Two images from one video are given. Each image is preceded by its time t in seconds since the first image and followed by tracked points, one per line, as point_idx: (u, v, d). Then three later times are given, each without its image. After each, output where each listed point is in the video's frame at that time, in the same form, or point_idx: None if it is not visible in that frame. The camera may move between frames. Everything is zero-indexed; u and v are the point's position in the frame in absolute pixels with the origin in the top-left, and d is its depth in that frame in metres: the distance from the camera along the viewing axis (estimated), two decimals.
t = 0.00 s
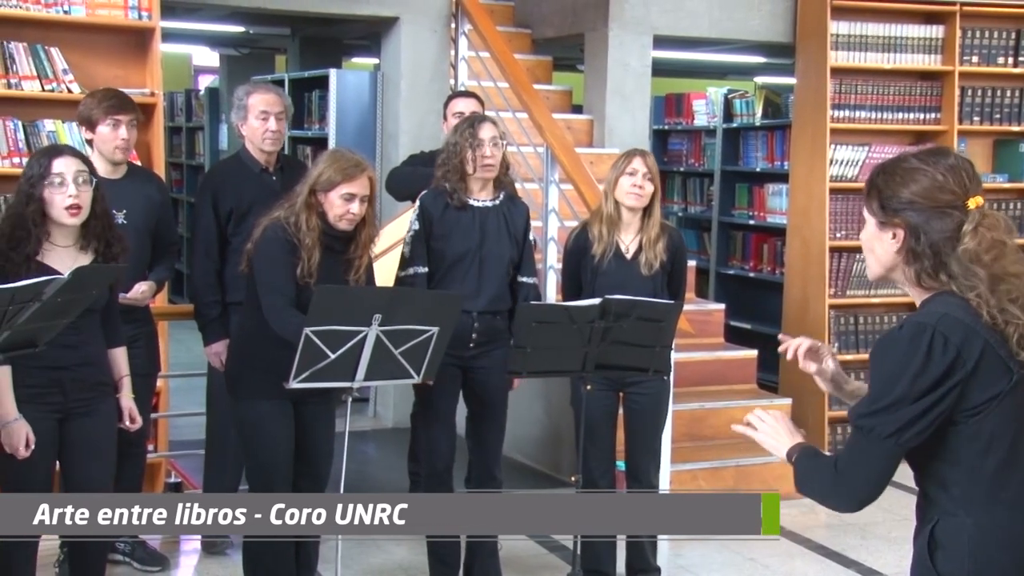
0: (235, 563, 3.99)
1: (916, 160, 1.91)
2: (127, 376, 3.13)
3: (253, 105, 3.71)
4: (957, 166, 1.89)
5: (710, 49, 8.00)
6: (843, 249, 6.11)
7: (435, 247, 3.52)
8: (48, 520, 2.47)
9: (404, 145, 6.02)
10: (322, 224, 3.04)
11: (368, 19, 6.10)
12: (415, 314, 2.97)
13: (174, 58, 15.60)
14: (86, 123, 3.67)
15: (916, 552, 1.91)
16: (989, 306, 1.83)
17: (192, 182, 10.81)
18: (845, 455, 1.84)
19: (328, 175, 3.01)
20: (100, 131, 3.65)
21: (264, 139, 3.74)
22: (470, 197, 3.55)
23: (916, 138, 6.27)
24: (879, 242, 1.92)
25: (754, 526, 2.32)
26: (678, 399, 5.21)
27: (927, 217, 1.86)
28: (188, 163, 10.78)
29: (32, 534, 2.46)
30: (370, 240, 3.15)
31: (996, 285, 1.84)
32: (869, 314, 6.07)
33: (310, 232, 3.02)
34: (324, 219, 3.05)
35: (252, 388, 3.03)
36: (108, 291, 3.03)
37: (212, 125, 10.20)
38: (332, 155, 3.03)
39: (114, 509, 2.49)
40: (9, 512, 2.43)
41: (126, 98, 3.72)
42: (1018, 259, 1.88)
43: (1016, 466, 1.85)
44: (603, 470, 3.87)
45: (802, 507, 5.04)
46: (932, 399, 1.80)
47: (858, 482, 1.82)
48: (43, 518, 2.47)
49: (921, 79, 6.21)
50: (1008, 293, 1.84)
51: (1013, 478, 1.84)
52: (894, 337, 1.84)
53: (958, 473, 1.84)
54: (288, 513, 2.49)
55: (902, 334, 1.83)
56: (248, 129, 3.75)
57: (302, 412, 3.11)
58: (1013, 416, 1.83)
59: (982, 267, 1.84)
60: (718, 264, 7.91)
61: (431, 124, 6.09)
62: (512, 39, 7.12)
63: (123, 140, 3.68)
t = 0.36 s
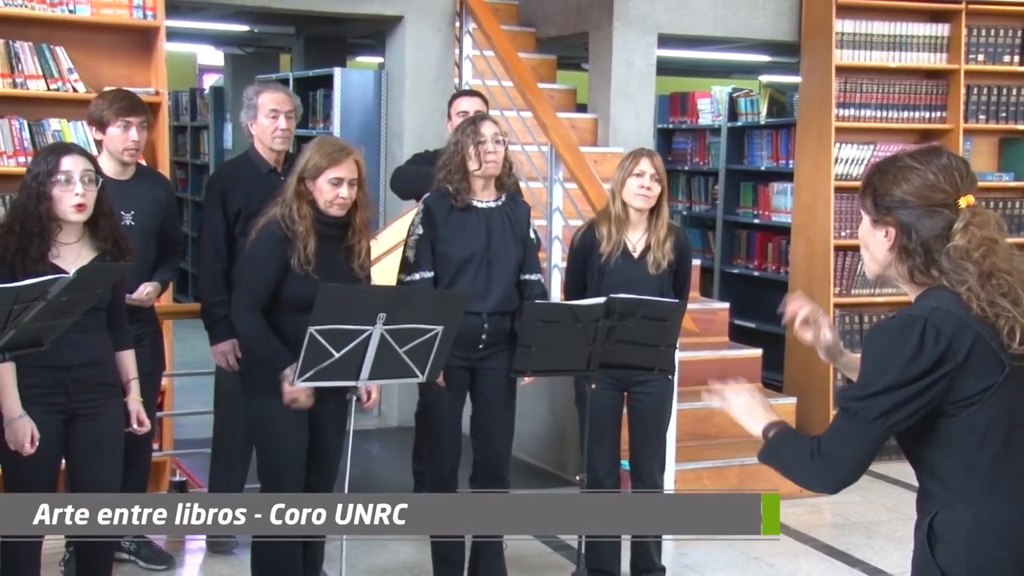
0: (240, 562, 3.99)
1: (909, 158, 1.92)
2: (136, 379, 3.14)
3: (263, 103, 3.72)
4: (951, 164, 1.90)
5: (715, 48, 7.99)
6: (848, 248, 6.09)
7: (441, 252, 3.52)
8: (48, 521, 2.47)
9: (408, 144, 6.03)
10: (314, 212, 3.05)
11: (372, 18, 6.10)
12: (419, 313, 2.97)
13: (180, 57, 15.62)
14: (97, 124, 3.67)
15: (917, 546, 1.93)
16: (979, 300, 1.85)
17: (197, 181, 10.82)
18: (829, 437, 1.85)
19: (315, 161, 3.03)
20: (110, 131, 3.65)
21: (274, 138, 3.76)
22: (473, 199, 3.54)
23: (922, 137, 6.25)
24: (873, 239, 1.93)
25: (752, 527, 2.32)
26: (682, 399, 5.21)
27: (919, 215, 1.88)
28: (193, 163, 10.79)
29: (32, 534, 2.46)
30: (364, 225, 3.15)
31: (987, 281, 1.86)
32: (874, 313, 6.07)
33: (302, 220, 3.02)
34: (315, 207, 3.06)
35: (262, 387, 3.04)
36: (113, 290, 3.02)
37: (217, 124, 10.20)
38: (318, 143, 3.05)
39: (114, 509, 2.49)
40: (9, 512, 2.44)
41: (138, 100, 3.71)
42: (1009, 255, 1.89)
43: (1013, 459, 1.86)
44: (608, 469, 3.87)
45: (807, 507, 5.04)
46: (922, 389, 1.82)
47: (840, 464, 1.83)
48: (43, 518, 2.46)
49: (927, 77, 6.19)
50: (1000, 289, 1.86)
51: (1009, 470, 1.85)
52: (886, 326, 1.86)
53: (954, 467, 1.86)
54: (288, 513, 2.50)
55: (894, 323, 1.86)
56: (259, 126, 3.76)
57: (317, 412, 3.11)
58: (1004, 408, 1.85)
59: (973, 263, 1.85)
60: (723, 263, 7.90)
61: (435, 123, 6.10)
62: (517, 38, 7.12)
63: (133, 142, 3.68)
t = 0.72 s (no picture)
0: (251, 560, 4.01)
1: (908, 166, 1.98)
2: (147, 378, 3.13)
3: (277, 100, 3.74)
4: (949, 171, 1.96)
5: (724, 45, 7.98)
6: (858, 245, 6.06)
7: (450, 254, 3.52)
8: (48, 521, 2.47)
9: (418, 142, 6.03)
10: (307, 207, 3.05)
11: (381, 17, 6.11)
12: (429, 312, 2.97)
13: (189, 56, 15.65)
14: (106, 121, 3.69)
15: (926, 547, 1.96)
16: (982, 303, 1.89)
17: (206, 179, 10.84)
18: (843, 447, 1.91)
19: (305, 152, 3.05)
20: (120, 129, 3.66)
21: (288, 134, 3.77)
22: (484, 199, 3.55)
23: (933, 134, 6.24)
24: (875, 248, 1.98)
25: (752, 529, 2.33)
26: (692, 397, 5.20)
27: (919, 221, 1.93)
28: (202, 161, 10.81)
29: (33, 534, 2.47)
30: (360, 215, 3.15)
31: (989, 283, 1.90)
32: (885, 310, 6.02)
33: (296, 215, 3.02)
34: (311, 201, 3.07)
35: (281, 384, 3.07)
36: (122, 287, 3.03)
37: (226, 123, 10.20)
38: (309, 136, 3.09)
39: (114, 508, 2.49)
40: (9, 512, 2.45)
41: (147, 99, 3.74)
42: (1010, 257, 1.94)
43: (1018, 462, 1.90)
44: (619, 468, 3.86)
45: (818, 505, 5.03)
46: (929, 393, 1.87)
47: (856, 473, 1.88)
48: (43, 519, 2.46)
49: (938, 74, 6.17)
50: (1001, 291, 1.90)
51: (1015, 471, 1.90)
52: (892, 333, 1.91)
53: (963, 469, 1.90)
54: (288, 513, 2.51)
55: (899, 330, 1.90)
56: (272, 123, 3.77)
57: (330, 405, 3.12)
58: (1011, 409, 1.89)
59: (974, 267, 1.90)
60: (732, 261, 7.89)
61: (444, 121, 6.10)
62: (525, 36, 7.10)
63: (142, 140, 3.69)
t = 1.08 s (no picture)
0: (265, 557, 4.02)
1: (911, 169, 1.97)
2: (160, 371, 3.13)
3: (295, 101, 3.72)
4: (952, 175, 1.95)
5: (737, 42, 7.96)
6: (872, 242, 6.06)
7: (464, 257, 3.53)
8: (48, 521, 2.47)
9: (430, 140, 6.04)
10: (320, 210, 3.04)
11: (394, 15, 6.11)
12: (440, 311, 2.97)
13: (202, 54, 15.68)
14: (122, 118, 3.71)
15: (927, 548, 1.96)
16: (981, 304, 1.88)
17: (220, 177, 10.87)
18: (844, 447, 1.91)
19: (322, 154, 3.06)
20: (134, 126, 3.67)
21: (303, 136, 3.77)
22: (496, 204, 3.54)
23: (948, 130, 6.21)
24: (879, 251, 1.98)
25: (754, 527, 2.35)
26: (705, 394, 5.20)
27: (922, 224, 1.92)
28: (216, 159, 10.84)
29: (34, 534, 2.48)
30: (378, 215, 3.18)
31: (987, 286, 1.89)
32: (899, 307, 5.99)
33: (309, 217, 3.01)
34: (327, 202, 3.07)
35: (294, 382, 3.09)
36: (135, 286, 3.04)
37: (240, 121, 10.22)
38: (328, 138, 3.07)
39: (114, 508, 2.50)
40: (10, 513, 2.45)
41: (162, 96, 3.75)
42: (1009, 261, 1.94)
43: (1018, 462, 1.90)
44: (633, 465, 3.85)
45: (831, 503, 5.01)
46: (928, 393, 1.86)
47: (856, 472, 1.88)
48: (43, 518, 2.46)
49: (953, 70, 6.14)
50: (1000, 293, 1.89)
51: (1015, 472, 1.89)
52: (892, 333, 1.90)
53: (963, 470, 1.89)
54: (288, 513, 2.50)
55: (899, 330, 1.89)
56: (288, 124, 3.77)
57: (337, 402, 3.14)
58: (1011, 410, 1.87)
59: (973, 270, 1.90)
60: (745, 258, 7.87)
61: (456, 120, 6.10)
62: (537, 33, 7.08)
63: (158, 137, 3.70)
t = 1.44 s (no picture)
0: (282, 555, 4.04)
1: (923, 167, 1.96)
2: (177, 367, 3.17)
3: (310, 101, 3.73)
4: (964, 172, 1.94)
5: (754, 40, 7.94)
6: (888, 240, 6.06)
7: (480, 252, 3.53)
8: (48, 521, 2.47)
9: (445, 139, 6.05)
10: (344, 228, 3.03)
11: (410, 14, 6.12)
12: (455, 310, 2.98)
13: (220, 53, 15.73)
14: (135, 119, 3.72)
15: (935, 548, 1.95)
16: (993, 303, 1.87)
17: (237, 177, 10.90)
18: (852, 444, 1.89)
19: (350, 176, 3.00)
20: (149, 125, 3.69)
21: (318, 136, 3.77)
22: (515, 201, 3.54)
23: (967, 128, 6.18)
24: (892, 249, 1.97)
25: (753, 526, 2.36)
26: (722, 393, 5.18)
27: (934, 221, 1.91)
28: (232, 159, 10.87)
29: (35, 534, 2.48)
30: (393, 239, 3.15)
31: (999, 283, 1.88)
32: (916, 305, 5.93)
33: (331, 236, 3.00)
34: (348, 223, 3.05)
35: (311, 380, 3.10)
36: (154, 285, 3.06)
37: (256, 121, 10.24)
38: (355, 158, 3.03)
39: (113, 509, 2.51)
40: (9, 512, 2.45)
41: (173, 95, 3.76)
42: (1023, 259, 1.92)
43: None
44: (648, 464, 3.85)
45: (848, 503, 4.99)
46: (937, 391, 1.85)
47: (863, 470, 1.87)
48: (43, 518, 2.47)
49: (972, 67, 6.10)
50: (1012, 290, 1.88)
51: None
52: (901, 330, 1.90)
53: (973, 471, 1.88)
54: (287, 513, 2.50)
55: (909, 328, 1.89)
56: (303, 125, 3.79)
57: (352, 400, 3.15)
58: (1020, 411, 1.87)
59: (985, 267, 1.88)
60: (762, 256, 7.85)
61: (472, 118, 6.11)
62: (553, 32, 7.08)
63: (170, 135, 3.72)
